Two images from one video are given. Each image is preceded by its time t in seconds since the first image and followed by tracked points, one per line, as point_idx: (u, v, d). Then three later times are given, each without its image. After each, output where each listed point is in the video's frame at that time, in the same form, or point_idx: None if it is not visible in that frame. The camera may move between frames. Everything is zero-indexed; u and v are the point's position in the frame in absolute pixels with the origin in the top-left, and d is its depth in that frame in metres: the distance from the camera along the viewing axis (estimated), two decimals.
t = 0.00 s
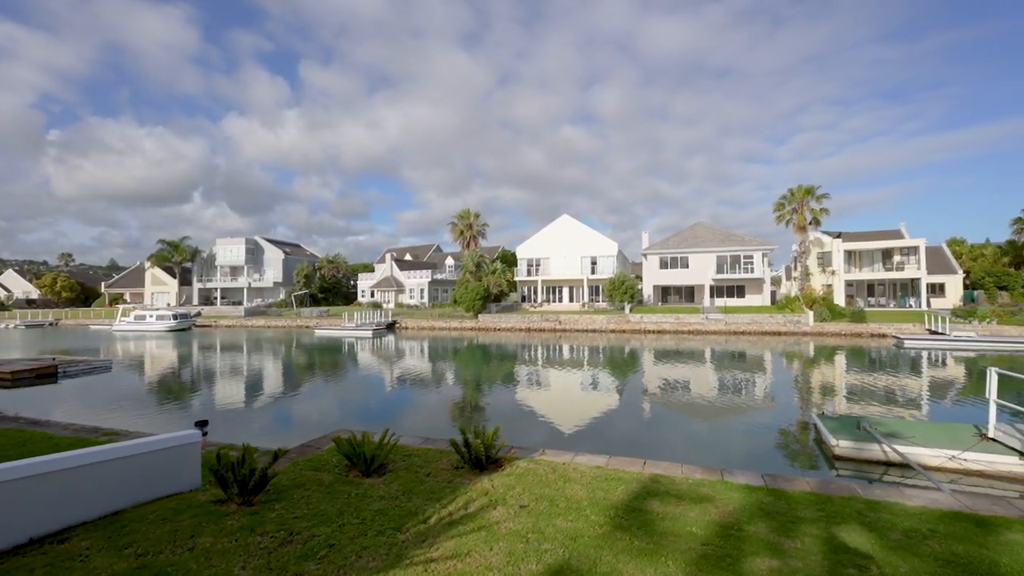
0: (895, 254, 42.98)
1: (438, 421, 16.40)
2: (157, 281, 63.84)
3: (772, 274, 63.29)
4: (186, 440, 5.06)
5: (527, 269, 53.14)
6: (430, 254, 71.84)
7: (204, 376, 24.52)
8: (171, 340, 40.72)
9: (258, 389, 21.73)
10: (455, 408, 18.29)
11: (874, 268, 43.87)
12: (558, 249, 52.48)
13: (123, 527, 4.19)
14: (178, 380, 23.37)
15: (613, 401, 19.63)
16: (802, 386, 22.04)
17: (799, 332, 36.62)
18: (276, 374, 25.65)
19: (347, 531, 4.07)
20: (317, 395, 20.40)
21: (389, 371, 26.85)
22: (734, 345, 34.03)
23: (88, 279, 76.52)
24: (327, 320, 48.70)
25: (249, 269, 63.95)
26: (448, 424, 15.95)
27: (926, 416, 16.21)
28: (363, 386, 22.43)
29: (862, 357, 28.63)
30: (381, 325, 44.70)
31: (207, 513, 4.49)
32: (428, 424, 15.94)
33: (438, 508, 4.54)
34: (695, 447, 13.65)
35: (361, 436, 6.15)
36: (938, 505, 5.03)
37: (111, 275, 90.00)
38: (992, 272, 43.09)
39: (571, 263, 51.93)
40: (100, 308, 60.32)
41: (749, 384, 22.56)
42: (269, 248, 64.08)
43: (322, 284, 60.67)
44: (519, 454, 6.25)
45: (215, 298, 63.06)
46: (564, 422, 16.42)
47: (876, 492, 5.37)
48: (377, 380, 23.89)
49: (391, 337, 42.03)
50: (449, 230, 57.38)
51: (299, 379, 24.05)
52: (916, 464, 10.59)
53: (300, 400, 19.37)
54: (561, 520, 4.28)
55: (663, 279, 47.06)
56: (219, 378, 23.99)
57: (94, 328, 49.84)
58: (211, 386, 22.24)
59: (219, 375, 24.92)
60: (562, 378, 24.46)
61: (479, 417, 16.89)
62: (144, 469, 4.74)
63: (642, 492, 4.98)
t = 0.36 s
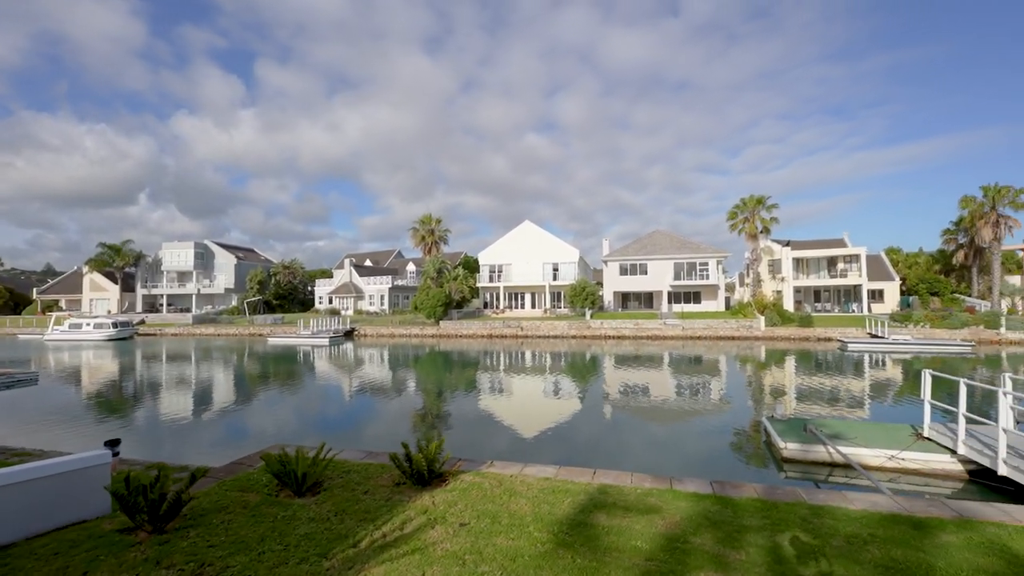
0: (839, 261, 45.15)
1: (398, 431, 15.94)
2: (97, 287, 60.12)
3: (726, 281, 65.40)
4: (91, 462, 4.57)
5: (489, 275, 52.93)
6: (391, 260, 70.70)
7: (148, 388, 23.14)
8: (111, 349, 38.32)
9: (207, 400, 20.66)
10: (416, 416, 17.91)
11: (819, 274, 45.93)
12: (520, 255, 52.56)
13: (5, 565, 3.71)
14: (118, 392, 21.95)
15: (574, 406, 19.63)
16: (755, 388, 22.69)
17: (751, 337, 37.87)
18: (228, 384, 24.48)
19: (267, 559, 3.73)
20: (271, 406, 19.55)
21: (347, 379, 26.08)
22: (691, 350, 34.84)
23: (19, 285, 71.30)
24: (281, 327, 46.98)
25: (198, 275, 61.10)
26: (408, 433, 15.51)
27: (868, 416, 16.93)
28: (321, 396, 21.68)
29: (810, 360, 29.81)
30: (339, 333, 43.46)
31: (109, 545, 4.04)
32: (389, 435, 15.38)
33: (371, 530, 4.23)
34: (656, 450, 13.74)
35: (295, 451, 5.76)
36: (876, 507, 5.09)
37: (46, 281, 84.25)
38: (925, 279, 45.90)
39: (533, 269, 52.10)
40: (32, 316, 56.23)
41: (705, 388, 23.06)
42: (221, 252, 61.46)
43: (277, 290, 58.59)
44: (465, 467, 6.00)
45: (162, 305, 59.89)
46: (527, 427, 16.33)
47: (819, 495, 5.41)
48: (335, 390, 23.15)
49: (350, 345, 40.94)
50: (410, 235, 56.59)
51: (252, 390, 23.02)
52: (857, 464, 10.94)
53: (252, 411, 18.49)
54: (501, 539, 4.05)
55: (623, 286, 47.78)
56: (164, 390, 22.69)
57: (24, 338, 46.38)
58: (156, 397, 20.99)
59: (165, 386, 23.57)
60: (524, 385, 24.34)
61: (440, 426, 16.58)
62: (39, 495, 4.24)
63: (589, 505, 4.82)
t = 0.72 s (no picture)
0: (790, 271, 46.92)
1: (359, 443, 15.60)
2: (31, 296, 56.16)
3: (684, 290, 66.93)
4: None
5: (453, 283, 52.40)
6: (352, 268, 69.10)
7: (85, 403, 21.52)
8: (45, 362, 35.71)
9: (152, 415, 19.37)
10: (378, 429, 17.41)
11: (772, 283, 47.58)
12: (483, 264, 52.26)
13: None
14: (51, 409, 20.30)
15: (538, 415, 19.45)
16: (713, 395, 23.06)
17: (709, 344, 38.75)
18: (175, 398, 23.07)
19: None
20: (226, 421, 18.52)
21: (305, 391, 25.04)
22: (651, 357, 35.31)
23: None
24: (234, 338, 44.99)
25: (145, 283, 57.98)
26: (370, 446, 15.05)
27: (818, 420, 17.42)
28: (278, 409, 20.72)
29: (764, 366, 30.66)
30: (296, 343, 41.96)
31: None
32: (353, 450, 14.82)
33: (287, 560, 3.86)
34: (621, 457, 13.79)
35: (213, 473, 5.28)
36: (819, 515, 5.06)
37: None
38: (868, 287, 48.27)
39: (497, 277, 51.87)
40: None
41: (666, 395, 23.26)
42: (170, 259, 58.53)
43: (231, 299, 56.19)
44: (403, 485, 5.67)
45: (104, 314, 56.46)
46: (491, 437, 16.14)
47: (764, 505, 5.36)
48: (293, 403, 22.19)
49: (307, 355, 39.52)
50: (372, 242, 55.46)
51: (202, 404, 21.75)
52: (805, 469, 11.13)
53: (204, 426, 17.43)
54: (431, 565, 3.76)
55: (586, 294, 48.16)
56: (104, 405, 21.16)
57: None
58: (95, 414, 19.51)
59: (105, 401, 21.98)
60: (488, 395, 23.93)
61: (403, 439, 16.12)
62: None
63: (530, 524, 4.57)
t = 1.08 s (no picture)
0: (744, 280, 48.51)
1: (317, 457, 15.18)
2: None
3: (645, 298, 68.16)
4: None
5: (416, 291, 51.63)
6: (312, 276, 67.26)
7: (15, 420, 19.89)
8: None
9: (91, 431, 18.05)
10: (337, 442, 16.94)
11: (727, 292, 49.06)
12: (447, 272, 51.73)
13: None
14: None
15: (501, 424, 19.21)
16: (673, 400, 23.40)
17: (668, 351, 39.47)
18: (118, 412, 21.64)
19: None
20: (177, 436, 17.47)
21: (261, 404, 23.98)
22: (613, 365, 35.63)
23: None
24: (183, 347, 42.80)
25: (87, 290, 54.58)
26: (330, 460, 14.65)
27: (770, 424, 17.86)
28: (232, 423, 19.75)
29: (720, 372, 31.41)
30: (250, 354, 40.26)
31: None
32: (313, 464, 14.27)
33: None
34: (583, 465, 13.76)
35: (118, 501, 4.80)
36: (763, 527, 5.00)
37: None
38: (816, 296, 50.42)
39: (460, 285, 51.41)
40: None
41: (627, 401, 23.44)
42: (115, 265, 55.33)
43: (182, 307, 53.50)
44: (335, 507, 5.34)
45: (40, 323, 52.76)
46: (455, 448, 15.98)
47: (709, 516, 5.30)
48: (248, 415, 21.23)
49: (262, 366, 37.96)
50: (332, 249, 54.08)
51: (148, 418, 20.49)
52: (754, 475, 11.29)
53: (154, 442, 16.38)
54: None
55: (549, 302, 48.31)
56: (37, 421, 19.62)
57: None
58: (26, 431, 18.00)
59: (37, 417, 20.37)
60: (451, 404, 23.47)
61: (364, 452, 15.67)
62: None
63: (466, 547, 4.30)
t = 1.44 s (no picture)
0: (699, 287, 49.88)
1: (272, 469, 14.60)
2: None
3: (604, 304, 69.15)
4: None
5: (375, 297, 50.49)
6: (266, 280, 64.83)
7: None
8: None
9: (17, 447, 16.58)
10: (290, 453, 16.34)
11: (683, 299, 50.31)
12: (407, 277, 50.92)
13: None
14: None
15: (461, 431, 18.89)
16: (631, 405, 23.60)
17: (626, 356, 40.00)
18: (49, 425, 20.02)
19: None
20: (120, 450, 16.34)
21: (209, 414, 22.73)
22: (573, 370, 35.77)
23: None
24: (123, 356, 40.22)
25: (16, 294, 50.65)
26: (284, 473, 14.17)
27: (723, 427, 18.21)
28: (178, 435, 18.61)
29: (676, 377, 32.04)
30: (196, 362, 38.23)
31: None
32: (266, 479, 13.65)
33: None
34: (540, 475, 13.61)
35: None
36: (704, 539, 4.90)
37: None
38: (765, 303, 52.41)
39: (421, 291, 50.67)
40: None
41: (587, 407, 23.52)
42: (49, 268, 51.63)
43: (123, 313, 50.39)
44: (254, 532, 4.95)
45: None
46: (415, 458, 15.70)
47: (651, 527, 5.19)
48: (196, 427, 20.08)
49: (210, 374, 36.09)
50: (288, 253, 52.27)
51: (83, 431, 19.05)
52: (703, 481, 11.37)
53: (91, 458, 15.25)
54: None
55: (511, 309, 48.19)
56: None
57: None
58: None
59: None
60: (410, 412, 22.89)
61: (320, 464, 15.14)
62: None
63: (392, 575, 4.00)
